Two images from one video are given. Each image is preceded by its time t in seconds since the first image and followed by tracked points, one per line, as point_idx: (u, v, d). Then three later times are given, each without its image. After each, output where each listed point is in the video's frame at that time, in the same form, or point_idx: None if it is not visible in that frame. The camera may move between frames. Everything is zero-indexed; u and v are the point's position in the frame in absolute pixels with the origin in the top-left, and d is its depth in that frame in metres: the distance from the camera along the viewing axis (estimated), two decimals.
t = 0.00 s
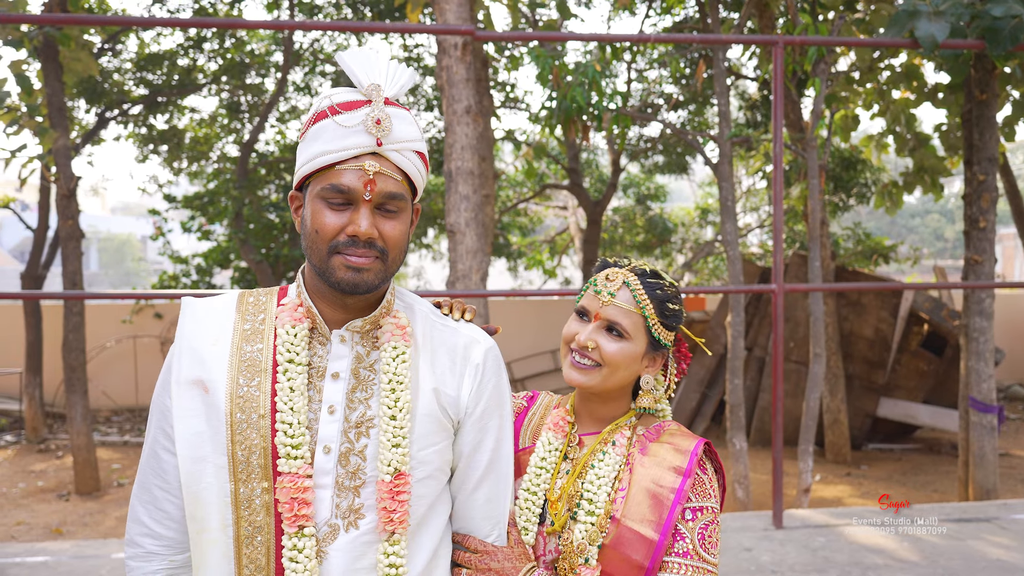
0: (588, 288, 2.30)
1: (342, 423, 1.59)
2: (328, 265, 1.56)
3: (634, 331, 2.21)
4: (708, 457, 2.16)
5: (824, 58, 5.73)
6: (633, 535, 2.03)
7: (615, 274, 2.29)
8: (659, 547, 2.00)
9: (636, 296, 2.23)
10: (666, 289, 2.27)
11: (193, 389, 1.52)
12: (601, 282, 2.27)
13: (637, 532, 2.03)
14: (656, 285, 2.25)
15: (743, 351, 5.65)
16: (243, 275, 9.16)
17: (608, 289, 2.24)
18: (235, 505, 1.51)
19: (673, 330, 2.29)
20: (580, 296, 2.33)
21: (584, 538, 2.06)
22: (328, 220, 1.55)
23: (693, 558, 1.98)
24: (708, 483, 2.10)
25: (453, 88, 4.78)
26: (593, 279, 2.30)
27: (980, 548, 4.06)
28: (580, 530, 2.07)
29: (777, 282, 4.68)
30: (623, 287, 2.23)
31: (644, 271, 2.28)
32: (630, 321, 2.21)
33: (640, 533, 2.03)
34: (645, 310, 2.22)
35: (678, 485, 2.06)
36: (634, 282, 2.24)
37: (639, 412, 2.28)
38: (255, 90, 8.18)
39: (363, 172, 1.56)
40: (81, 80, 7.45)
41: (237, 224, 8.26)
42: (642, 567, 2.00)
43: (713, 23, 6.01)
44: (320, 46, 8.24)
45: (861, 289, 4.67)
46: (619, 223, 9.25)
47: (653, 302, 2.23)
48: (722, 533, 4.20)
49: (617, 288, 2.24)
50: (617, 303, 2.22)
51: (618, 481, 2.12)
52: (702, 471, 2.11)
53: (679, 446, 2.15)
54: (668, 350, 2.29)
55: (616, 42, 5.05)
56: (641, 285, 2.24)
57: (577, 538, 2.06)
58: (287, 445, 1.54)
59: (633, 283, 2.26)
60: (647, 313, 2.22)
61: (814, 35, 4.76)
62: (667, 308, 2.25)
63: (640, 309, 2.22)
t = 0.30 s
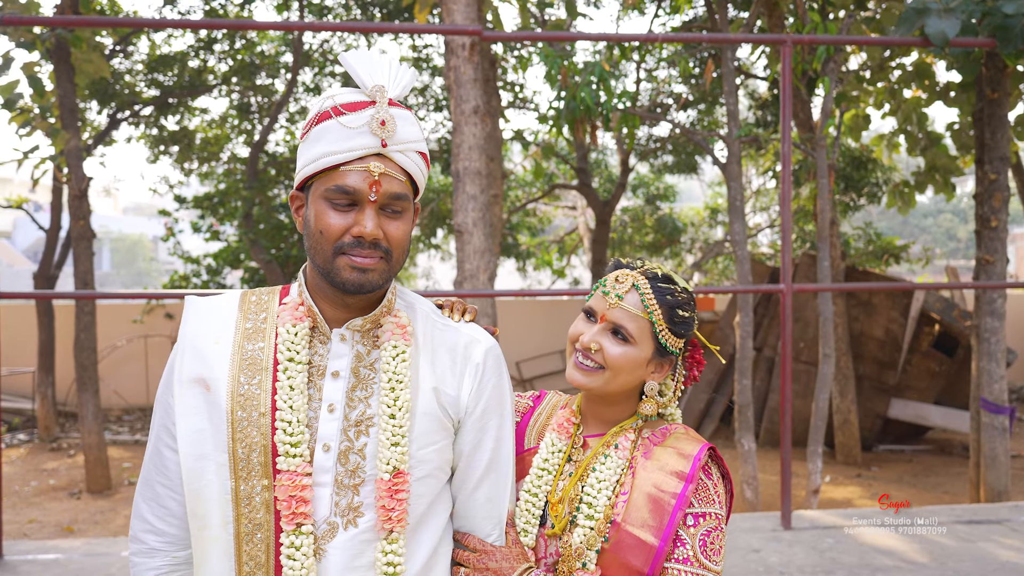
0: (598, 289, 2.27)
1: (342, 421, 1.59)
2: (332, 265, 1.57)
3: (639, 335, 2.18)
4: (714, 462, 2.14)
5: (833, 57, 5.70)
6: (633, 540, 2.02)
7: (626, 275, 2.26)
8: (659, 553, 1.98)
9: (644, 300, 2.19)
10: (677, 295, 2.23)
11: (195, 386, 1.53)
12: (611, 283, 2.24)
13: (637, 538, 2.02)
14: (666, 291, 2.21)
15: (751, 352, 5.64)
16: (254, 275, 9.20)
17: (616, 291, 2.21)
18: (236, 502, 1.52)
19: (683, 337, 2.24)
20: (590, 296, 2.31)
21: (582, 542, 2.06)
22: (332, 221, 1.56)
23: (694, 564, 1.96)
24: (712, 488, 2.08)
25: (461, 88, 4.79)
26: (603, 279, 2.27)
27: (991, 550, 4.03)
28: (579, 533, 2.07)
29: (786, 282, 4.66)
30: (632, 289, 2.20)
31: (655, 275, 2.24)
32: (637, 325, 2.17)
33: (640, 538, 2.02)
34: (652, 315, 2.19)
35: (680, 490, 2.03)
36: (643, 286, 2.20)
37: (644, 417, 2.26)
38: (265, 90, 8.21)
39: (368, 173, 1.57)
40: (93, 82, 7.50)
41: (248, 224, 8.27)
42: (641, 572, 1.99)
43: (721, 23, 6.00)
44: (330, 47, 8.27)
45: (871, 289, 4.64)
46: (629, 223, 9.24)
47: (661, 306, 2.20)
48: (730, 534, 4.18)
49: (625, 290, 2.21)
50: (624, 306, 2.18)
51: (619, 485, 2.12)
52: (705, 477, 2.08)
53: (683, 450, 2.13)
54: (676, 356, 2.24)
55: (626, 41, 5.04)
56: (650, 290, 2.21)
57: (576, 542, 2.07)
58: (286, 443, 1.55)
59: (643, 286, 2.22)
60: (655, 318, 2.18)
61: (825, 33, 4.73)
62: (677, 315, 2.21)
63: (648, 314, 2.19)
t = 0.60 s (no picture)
0: (606, 290, 2.24)
1: (342, 420, 1.59)
2: (340, 267, 1.58)
3: (644, 340, 2.14)
4: (720, 467, 2.13)
5: (842, 56, 5.66)
6: (636, 545, 2.02)
7: (635, 278, 2.22)
8: (662, 558, 1.97)
9: (652, 304, 2.16)
10: (686, 301, 2.19)
11: (198, 385, 1.54)
12: (620, 285, 2.21)
13: (639, 542, 2.01)
14: (675, 296, 2.17)
15: (759, 352, 5.62)
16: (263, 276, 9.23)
17: (623, 294, 2.17)
18: (237, 499, 1.53)
19: (691, 344, 2.20)
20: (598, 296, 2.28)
21: (584, 545, 2.06)
22: (339, 223, 1.57)
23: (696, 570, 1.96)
24: (718, 494, 2.07)
25: (468, 89, 4.79)
26: (612, 280, 2.23)
27: (1001, 552, 4.00)
28: (580, 536, 2.07)
29: (794, 282, 4.63)
30: (639, 293, 2.17)
31: (665, 279, 2.20)
32: (642, 330, 2.14)
33: (642, 542, 2.01)
34: (659, 320, 2.15)
35: (684, 496, 2.02)
36: (652, 289, 2.17)
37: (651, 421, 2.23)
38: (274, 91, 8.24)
39: (377, 176, 1.57)
40: (104, 83, 7.55)
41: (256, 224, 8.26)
42: None
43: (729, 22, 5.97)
44: (339, 48, 8.29)
45: (880, 289, 4.61)
46: (637, 223, 9.23)
47: (669, 312, 2.16)
48: (737, 535, 4.16)
49: (633, 293, 2.17)
50: (630, 310, 2.15)
51: (623, 489, 2.11)
52: (710, 482, 2.07)
53: (689, 455, 2.11)
54: (682, 363, 2.20)
55: (634, 40, 5.02)
56: (658, 294, 2.17)
57: (578, 544, 2.06)
58: (287, 441, 1.55)
59: (651, 290, 2.18)
60: (661, 323, 2.14)
61: (833, 32, 4.69)
62: (685, 321, 2.17)
63: (654, 318, 2.15)
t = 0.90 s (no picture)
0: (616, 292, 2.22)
1: (346, 418, 1.60)
2: (351, 269, 1.58)
3: (652, 345, 2.12)
4: (729, 474, 2.11)
5: (853, 54, 5.63)
6: (641, 552, 2.02)
7: (646, 280, 2.19)
8: (666, 566, 1.97)
9: (662, 309, 2.13)
10: (697, 307, 2.16)
11: (203, 383, 1.55)
12: (630, 287, 2.18)
13: (644, 549, 2.02)
14: (686, 302, 2.14)
15: (770, 352, 5.60)
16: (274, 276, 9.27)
17: (633, 297, 2.15)
18: (241, 496, 1.54)
19: (701, 351, 2.17)
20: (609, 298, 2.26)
21: (588, 550, 2.06)
22: (351, 226, 1.57)
23: None
24: (726, 502, 2.05)
25: (477, 88, 4.80)
26: (623, 283, 2.21)
27: (1015, 555, 3.96)
28: (585, 541, 2.07)
29: (805, 282, 4.61)
30: (649, 297, 2.14)
31: (676, 284, 2.17)
32: (650, 335, 2.12)
33: (647, 549, 2.01)
34: (668, 326, 2.12)
35: (691, 505, 2.00)
36: (662, 294, 2.14)
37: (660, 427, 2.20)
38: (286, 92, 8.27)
39: (390, 179, 1.58)
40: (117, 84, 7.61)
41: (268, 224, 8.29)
42: None
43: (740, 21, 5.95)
44: (350, 49, 8.32)
45: (892, 289, 4.57)
46: (648, 224, 9.22)
47: (679, 317, 2.13)
48: (747, 536, 4.14)
49: (643, 297, 2.15)
50: (639, 314, 2.13)
51: (630, 494, 2.10)
52: (718, 490, 2.05)
53: (698, 461, 2.09)
54: (691, 370, 2.17)
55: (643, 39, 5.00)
56: (669, 299, 2.14)
57: (582, 549, 2.07)
58: (290, 439, 1.56)
59: (662, 295, 2.16)
60: (670, 330, 2.12)
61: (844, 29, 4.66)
62: (695, 328, 2.14)
63: (663, 324, 2.13)
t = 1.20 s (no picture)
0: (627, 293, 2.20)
1: (349, 417, 1.61)
2: (363, 271, 1.59)
3: (659, 349, 2.10)
4: (737, 479, 2.08)
5: (864, 52, 5.59)
6: (645, 556, 2.01)
7: (657, 283, 2.17)
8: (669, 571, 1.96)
9: (670, 313, 2.10)
10: (707, 314, 2.12)
11: (209, 381, 1.57)
12: (641, 290, 2.17)
13: (648, 553, 2.01)
14: (696, 307, 2.11)
15: (780, 353, 5.58)
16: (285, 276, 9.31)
17: (643, 300, 2.13)
18: (245, 494, 1.55)
19: (711, 358, 2.12)
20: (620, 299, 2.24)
21: (591, 553, 2.06)
22: (363, 229, 1.57)
23: None
24: (732, 509, 2.03)
25: (486, 88, 4.81)
26: (635, 284, 2.19)
27: None
28: (588, 543, 2.07)
29: (813, 282, 4.57)
30: (658, 300, 2.12)
31: (687, 288, 2.15)
32: (657, 338, 2.09)
33: (651, 553, 2.01)
34: (675, 331, 2.09)
35: (695, 511, 1.99)
36: (672, 297, 2.12)
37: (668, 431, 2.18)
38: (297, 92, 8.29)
39: (404, 183, 1.59)
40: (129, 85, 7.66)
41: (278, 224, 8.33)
42: None
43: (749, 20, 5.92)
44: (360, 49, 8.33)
45: (902, 289, 4.50)
46: (658, 223, 9.19)
47: (688, 322, 2.10)
48: (756, 537, 4.13)
49: (653, 301, 2.13)
50: (647, 317, 2.11)
51: (635, 498, 2.10)
52: (724, 496, 2.03)
53: (705, 467, 2.06)
54: (699, 377, 2.13)
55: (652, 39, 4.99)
56: (678, 304, 2.11)
57: (586, 551, 2.07)
58: (293, 437, 1.57)
59: (672, 298, 2.13)
60: (677, 334, 2.08)
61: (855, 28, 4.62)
62: (705, 334, 2.10)
63: (671, 328, 2.09)
